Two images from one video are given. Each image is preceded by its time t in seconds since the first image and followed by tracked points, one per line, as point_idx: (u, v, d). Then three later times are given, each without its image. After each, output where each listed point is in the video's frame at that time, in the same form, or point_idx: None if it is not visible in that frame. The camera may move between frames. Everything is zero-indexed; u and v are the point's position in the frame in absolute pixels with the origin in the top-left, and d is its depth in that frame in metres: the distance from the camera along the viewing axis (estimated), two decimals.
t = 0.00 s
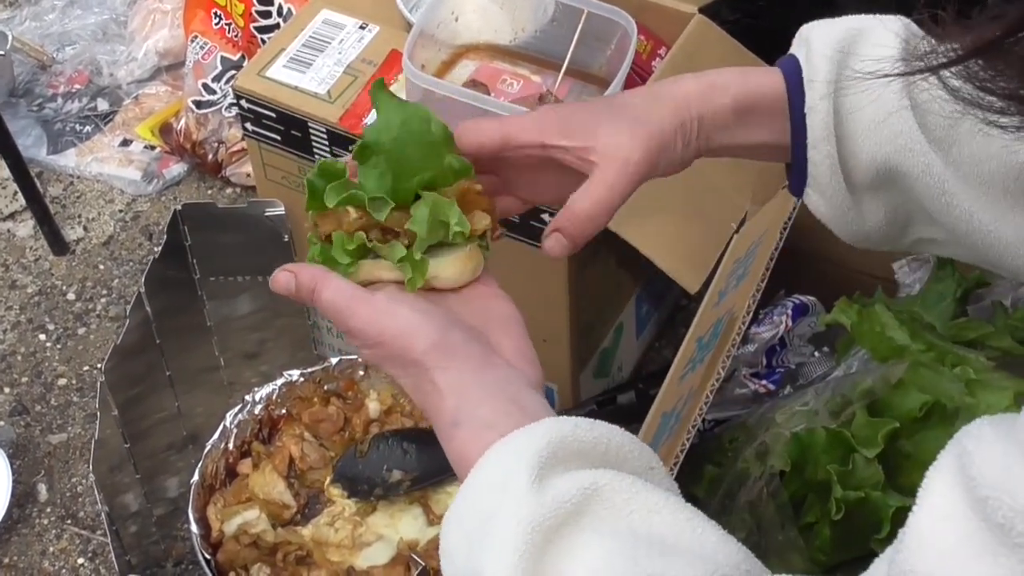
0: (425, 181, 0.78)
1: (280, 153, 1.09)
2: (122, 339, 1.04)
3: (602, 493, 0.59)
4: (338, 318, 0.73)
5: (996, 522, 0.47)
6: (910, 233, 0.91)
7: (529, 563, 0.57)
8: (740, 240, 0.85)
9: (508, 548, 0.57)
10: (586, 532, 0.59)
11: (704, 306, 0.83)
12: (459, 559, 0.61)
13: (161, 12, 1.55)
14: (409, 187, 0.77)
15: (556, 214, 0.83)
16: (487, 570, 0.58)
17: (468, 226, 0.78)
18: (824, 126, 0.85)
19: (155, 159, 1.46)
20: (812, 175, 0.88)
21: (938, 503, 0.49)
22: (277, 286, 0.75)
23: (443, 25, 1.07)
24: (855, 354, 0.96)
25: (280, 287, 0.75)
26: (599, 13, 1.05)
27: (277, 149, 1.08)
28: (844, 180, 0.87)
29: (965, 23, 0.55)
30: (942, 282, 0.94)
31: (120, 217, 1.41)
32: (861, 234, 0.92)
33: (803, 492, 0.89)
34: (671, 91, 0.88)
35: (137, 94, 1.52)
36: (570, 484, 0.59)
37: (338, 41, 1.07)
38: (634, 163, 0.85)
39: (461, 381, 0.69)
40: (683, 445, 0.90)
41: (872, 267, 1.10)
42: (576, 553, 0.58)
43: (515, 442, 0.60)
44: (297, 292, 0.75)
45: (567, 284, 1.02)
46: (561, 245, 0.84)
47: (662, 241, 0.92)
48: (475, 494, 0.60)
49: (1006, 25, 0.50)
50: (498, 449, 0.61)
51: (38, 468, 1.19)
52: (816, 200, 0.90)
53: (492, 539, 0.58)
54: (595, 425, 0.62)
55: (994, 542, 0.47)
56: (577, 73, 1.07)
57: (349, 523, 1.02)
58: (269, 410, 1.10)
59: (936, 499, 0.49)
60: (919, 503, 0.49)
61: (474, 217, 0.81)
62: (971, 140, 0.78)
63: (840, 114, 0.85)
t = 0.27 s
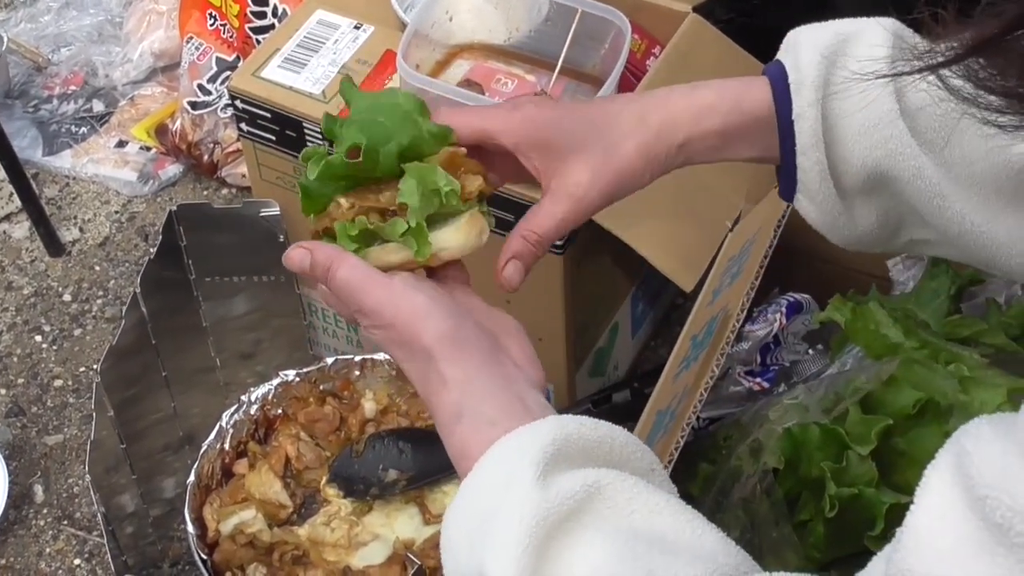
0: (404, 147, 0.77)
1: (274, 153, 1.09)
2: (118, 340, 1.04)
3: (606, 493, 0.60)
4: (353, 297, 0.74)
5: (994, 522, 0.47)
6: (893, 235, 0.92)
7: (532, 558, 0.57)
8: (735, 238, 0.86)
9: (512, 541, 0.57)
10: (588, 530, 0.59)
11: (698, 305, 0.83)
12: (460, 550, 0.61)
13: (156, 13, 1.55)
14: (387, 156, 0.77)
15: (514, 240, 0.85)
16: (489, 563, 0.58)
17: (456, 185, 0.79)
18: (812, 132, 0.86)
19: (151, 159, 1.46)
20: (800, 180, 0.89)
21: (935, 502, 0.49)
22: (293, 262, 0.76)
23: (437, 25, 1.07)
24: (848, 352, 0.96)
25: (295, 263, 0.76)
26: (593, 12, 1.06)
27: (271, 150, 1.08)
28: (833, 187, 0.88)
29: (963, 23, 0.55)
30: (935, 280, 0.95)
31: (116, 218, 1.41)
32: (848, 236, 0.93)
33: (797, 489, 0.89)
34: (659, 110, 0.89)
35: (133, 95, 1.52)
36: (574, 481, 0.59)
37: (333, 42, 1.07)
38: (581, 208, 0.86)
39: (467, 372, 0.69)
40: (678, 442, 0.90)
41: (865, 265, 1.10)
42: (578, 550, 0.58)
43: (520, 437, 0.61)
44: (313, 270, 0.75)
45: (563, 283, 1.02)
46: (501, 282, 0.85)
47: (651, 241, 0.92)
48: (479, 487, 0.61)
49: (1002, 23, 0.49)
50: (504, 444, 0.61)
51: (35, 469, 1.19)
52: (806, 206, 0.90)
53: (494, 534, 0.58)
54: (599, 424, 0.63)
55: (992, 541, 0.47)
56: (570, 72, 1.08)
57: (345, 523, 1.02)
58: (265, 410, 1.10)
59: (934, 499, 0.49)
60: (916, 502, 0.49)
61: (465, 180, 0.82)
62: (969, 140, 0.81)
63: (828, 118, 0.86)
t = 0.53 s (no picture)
0: (393, 124, 0.79)
1: (272, 152, 1.09)
2: (116, 341, 1.04)
3: (600, 489, 0.59)
4: (350, 283, 0.73)
5: (990, 519, 0.46)
6: (875, 240, 0.90)
7: (530, 553, 0.57)
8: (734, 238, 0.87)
9: (509, 536, 0.57)
10: (584, 526, 0.59)
11: (697, 305, 0.83)
12: (455, 547, 0.61)
13: (153, 14, 1.55)
14: (377, 135, 0.78)
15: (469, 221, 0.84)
16: (485, 560, 0.58)
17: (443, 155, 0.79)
18: (781, 142, 0.84)
19: (149, 161, 1.46)
20: (775, 188, 0.87)
21: (928, 503, 0.48)
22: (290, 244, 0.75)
23: (434, 26, 1.07)
24: (847, 350, 0.96)
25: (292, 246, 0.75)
26: (595, 14, 1.06)
27: (270, 150, 1.08)
28: (807, 194, 0.86)
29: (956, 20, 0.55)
30: (933, 279, 0.95)
31: (114, 219, 1.41)
32: (828, 241, 0.90)
33: (796, 488, 0.89)
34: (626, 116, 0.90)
35: (131, 96, 1.52)
36: (569, 479, 0.59)
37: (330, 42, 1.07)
38: (545, 195, 0.87)
39: (461, 365, 0.69)
40: (677, 441, 0.90)
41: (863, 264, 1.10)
42: (572, 546, 0.58)
43: (514, 436, 0.61)
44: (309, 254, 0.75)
45: (560, 282, 1.02)
46: (442, 261, 0.86)
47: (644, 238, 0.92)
48: (473, 485, 0.60)
49: (993, 18, 0.49)
50: (497, 442, 0.61)
51: (33, 470, 1.19)
52: (782, 211, 0.88)
53: (489, 527, 0.58)
54: (591, 423, 0.63)
55: (988, 539, 0.46)
56: (568, 72, 1.08)
57: (343, 523, 1.02)
58: (263, 411, 1.10)
59: (930, 500, 0.48)
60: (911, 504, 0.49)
61: (451, 156, 0.83)
62: (941, 136, 0.79)
63: (797, 124, 0.83)
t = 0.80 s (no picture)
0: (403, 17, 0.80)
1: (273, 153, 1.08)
2: (115, 343, 1.04)
3: (592, 482, 0.61)
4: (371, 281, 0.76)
5: (1001, 516, 0.46)
6: (867, 194, 0.90)
7: (524, 544, 0.58)
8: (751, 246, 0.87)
9: (504, 528, 0.58)
10: (576, 519, 0.60)
11: (695, 307, 0.83)
12: (447, 544, 0.62)
13: (153, 15, 1.55)
14: (389, 25, 0.79)
15: (479, 115, 0.83)
16: (479, 551, 0.59)
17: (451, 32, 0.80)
18: (776, 76, 0.84)
19: (148, 162, 1.46)
20: (769, 126, 0.88)
21: (937, 495, 0.48)
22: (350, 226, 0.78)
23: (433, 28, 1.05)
24: (845, 352, 0.95)
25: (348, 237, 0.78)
26: (596, 15, 1.06)
27: (270, 152, 1.08)
28: (799, 134, 0.87)
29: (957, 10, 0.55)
30: (932, 282, 0.95)
31: (114, 220, 1.41)
32: (819, 189, 0.91)
33: (795, 490, 0.89)
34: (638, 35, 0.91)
35: (130, 97, 1.52)
36: (562, 471, 0.60)
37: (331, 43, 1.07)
38: (556, 91, 0.86)
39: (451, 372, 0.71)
40: (676, 446, 0.90)
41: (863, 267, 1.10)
42: (564, 537, 0.59)
43: (506, 425, 0.62)
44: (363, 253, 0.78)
45: (559, 284, 1.02)
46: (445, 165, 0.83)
47: (641, 230, 0.93)
48: (464, 473, 0.61)
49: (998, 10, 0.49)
50: (488, 431, 0.62)
51: (32, 471, 1.19)
52: (776, 150, 0.89)
53: (486, 519, 0.59)
54: (581, 417, 0.64)
55: (999, 536, 0.46)
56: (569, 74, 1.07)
57: (343, 524, 1.02)
58: (262, 412, 1.10)
59: (940, 493, 0.48)
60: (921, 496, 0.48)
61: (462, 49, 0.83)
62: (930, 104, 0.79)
63: (794, 64, 0.83)
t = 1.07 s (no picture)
0: None
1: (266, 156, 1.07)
2: (108, 344, 1.04)
3: (630, 393, 0.58)
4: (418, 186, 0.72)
5: None
6: (899, 130, 0.89)
7: (558, 454, 0.56)
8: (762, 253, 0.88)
9: (539, 437, 0.56)
10: (610, 430, 0.58)
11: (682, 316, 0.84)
12: (472, 441, 0.59)
13: (147, 16, 1.55)
14: None
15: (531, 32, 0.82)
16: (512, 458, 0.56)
17: None
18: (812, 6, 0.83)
19: (143, 163, 1.45)
20: (802, 57, 0.87)
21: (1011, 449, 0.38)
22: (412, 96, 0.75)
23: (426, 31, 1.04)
24: (839, 355, 0.96)
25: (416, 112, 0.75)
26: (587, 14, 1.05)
27: (264, 153, 1.07)
28: (832, 68, 0.85)
29: None
30: (927, 283, 0.95)
31: (108, 222, 1.41)
32: (851, 121, 0.90)
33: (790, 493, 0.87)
34: None
35: (124, 99, 1.52)
36: (599, 380, 0.57)
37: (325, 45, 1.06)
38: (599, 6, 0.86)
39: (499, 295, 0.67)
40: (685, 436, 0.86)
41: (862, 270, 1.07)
42: (598, 450, 0.57)
43: (541, 330, 0.59)
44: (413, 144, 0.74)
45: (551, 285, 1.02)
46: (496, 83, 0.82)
47: (639, 226, 0.95)
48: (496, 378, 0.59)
49: None
50: (524, 333, 0.59)
51: (26, 473, 1.19)
52: (808, 81, 0.89)
53: (520, 423, 0.57)
54: (615, 329, 0.62)
55: None
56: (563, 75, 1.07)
57: (337, 527, 1.02)
58: (256, 414, 1.10)
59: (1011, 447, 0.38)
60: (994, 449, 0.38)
61: None
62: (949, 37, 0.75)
63: None
